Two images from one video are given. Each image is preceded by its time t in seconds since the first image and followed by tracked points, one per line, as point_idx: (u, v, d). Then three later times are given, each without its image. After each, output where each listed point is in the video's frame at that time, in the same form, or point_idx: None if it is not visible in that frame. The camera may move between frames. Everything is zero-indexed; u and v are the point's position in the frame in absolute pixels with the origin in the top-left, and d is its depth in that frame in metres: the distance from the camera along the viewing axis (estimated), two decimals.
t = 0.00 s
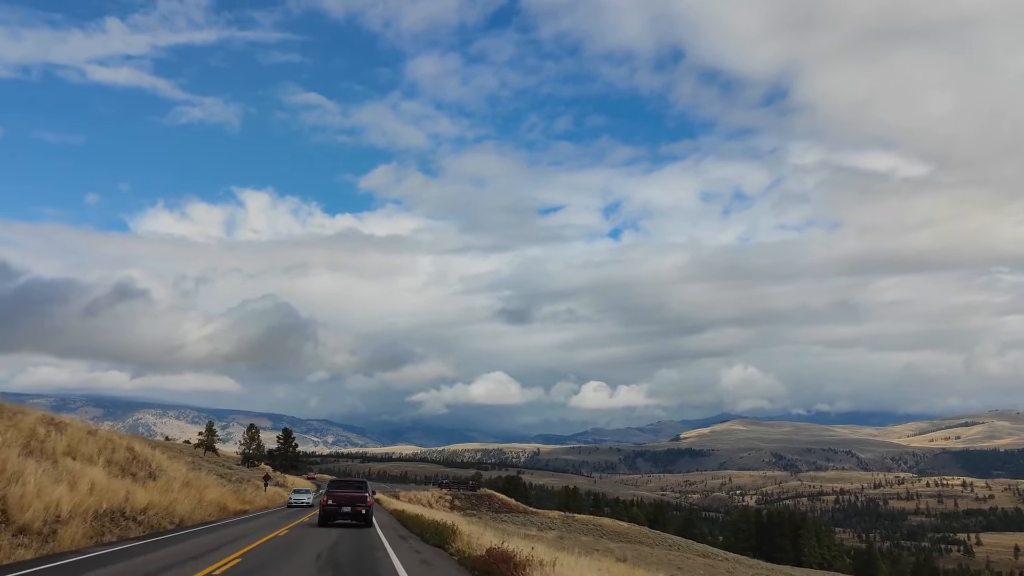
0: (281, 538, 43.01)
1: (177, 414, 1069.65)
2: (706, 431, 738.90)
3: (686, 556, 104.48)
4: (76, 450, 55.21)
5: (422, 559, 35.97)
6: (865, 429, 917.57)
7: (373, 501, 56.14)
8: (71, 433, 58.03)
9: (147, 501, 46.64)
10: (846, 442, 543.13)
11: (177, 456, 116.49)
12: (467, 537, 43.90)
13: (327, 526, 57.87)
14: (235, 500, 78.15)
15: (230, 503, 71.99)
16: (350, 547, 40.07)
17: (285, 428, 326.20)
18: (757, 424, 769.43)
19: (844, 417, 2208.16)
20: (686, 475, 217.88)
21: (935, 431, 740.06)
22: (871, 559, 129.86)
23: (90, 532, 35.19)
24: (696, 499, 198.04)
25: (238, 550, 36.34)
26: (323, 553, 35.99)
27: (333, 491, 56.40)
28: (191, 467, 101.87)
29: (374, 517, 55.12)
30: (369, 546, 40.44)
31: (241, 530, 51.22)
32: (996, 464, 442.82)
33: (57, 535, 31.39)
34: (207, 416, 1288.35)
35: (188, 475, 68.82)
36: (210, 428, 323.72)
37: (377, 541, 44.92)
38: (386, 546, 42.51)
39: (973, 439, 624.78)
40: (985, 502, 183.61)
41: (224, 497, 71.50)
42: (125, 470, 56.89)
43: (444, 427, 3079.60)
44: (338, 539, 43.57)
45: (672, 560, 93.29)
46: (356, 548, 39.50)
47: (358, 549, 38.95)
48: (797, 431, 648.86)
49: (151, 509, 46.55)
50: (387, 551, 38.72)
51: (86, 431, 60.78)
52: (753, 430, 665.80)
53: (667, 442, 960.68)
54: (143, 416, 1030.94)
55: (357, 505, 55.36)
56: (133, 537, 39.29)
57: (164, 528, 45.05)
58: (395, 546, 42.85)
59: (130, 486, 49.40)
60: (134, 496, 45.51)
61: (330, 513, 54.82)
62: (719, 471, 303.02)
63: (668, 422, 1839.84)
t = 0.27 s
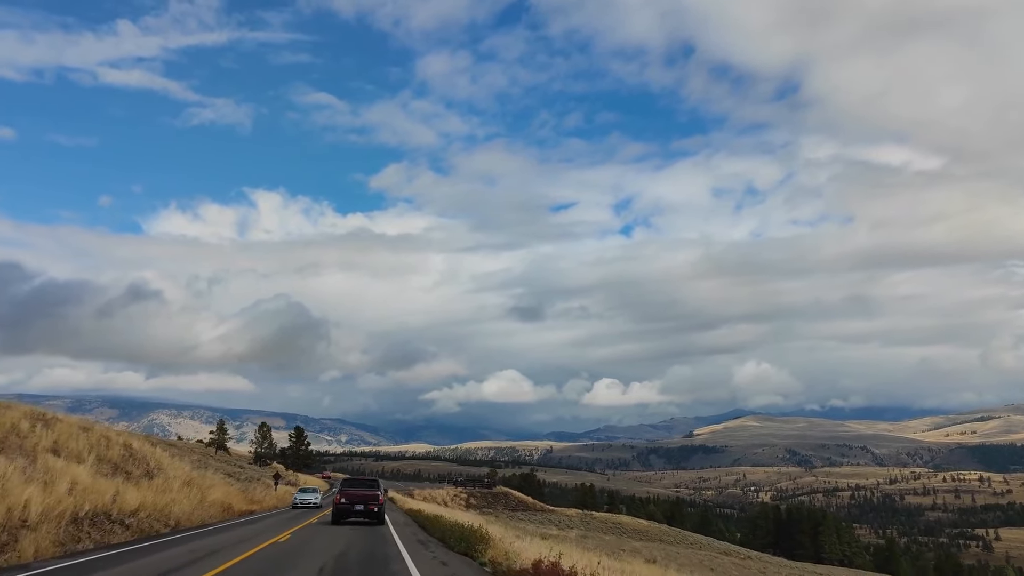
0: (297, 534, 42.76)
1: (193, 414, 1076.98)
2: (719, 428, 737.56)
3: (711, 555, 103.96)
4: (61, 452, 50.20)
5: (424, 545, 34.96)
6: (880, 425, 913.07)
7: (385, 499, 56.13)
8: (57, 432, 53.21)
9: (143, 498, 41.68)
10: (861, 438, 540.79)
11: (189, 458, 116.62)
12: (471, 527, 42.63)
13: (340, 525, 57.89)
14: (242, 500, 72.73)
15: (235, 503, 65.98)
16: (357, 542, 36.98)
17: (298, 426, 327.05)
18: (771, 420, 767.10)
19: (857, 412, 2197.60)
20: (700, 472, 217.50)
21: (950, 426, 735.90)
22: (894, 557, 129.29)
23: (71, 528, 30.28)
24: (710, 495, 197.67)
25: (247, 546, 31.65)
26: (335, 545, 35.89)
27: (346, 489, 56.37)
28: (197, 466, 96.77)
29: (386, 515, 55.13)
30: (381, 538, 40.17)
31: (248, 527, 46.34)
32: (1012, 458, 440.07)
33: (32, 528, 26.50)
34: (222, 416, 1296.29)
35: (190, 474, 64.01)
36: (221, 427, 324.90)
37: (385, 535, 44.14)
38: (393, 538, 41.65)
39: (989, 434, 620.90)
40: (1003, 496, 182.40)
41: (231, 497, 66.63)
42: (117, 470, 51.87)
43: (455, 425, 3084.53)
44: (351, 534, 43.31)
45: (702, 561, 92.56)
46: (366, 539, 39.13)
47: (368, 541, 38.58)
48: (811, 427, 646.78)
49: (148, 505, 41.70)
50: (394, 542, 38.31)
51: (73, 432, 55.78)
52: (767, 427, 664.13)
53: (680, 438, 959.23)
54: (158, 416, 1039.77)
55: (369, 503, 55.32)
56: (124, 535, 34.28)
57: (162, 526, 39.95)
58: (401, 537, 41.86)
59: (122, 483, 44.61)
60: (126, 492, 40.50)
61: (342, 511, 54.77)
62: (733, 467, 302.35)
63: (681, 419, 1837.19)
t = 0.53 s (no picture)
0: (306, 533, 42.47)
1: (205, 414, 1083.11)
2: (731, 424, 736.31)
3: (745, 556, 103.78)
4: (41, 451, 45.69)
5: (438, 551, 34.31)
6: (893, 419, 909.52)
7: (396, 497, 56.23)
8: (41, 429, 49.37)
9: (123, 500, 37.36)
10: (874, 433, 538.75)
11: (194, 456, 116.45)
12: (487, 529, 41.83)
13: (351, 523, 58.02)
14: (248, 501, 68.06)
15: (237, 504, 61.40)
16: (367, 546, 34.49)
17: (307, 424, 327.68)
18: (782, 416, 765.14)
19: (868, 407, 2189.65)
20: (712, 468, 217.29)
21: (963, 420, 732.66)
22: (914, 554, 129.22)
23: (31, 536, 26.35)
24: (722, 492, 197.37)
25: (234, 558, 27.55)
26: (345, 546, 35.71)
27: (356, 487, 56.44)
28: (197, 465, 92.27)
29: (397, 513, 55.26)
30: (390, 539, 39.85)
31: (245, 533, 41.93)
32: None
33: None
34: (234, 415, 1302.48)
35: (189, 474, 59.43)
36: (229, 425, 325.05)
37: (397, 535, 43.63)
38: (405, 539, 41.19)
39: (1003, 428, 617.37)
40: (1018, 491, 181.56)
41: (233, 498, 61.81)
42: (104, 470, 47.50)
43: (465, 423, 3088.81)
44: (361, 534, 43.03)
45: (735, 562, 91.95)
46: (376, 540, 38.84)
47: (379, 541, 38.24)
48: (823, 423, 644.92)
49: (130, 508, 37.35)
50: (404, 543, 38.00)
51: (59, 429, 51.49)
52: (778, 422, 662.72)
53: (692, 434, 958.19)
54: (170, 416, 1045.37)
55: (380, 501, 55.43)
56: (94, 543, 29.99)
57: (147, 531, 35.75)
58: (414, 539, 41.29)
59: (107, 483, 40.68)
60: (109, 493, 37.00)
61: (353, 509, 54.88)
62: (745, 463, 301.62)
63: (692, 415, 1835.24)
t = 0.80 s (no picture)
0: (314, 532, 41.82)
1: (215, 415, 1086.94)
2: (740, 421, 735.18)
3: (772, 557, 102.87)
4: (10, 449, 41.16)
5: (449, 545, 33.33)
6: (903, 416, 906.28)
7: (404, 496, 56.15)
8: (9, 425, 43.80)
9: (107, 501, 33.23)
10: (884, 430, 536.79)
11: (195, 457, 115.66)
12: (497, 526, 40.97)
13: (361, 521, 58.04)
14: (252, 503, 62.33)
15: (237, 505, 55.60)
16: (373, 546, 31.96)
17: (313, 423, 327.28)
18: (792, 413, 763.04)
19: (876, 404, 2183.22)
20: (721, 466, 216.87)
21: (974, 416, 729.78)
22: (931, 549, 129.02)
23: None
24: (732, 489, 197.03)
25: (227, 569, 23.82)
26: (355, 542, 35.08)
27: (365, 486, 56.35)
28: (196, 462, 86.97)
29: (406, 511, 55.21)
30: (397, 533, 39.16)
31: (242, 537, 37.82)
32: None
33: None
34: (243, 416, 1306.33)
35: (181, 473, 54.03)
36: (236, 425, 325.17)
37: (404, 530, 42.81)
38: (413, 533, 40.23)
39: (1014, 423, 614.39)
40: None
41: (233, 497, 57.30)
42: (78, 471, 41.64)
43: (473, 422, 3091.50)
44: (368, 531, 42.40)
45: (766, 565, 90.60)
46: (383, 536, 38.08)
47: (386, 537, 37.50)
48: (832, 419, 643.02)
49: (105, 512, 31.73)
50: (413, 538, 37.40)
51: (36, 424, 47.01)
52: (788, 419, 661.27)
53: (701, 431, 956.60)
54: (180, 416, 1050.23)
55: (388, 500, 55.36)
56: (67, 552, 25.85)
57: (130, 537, 31.57)
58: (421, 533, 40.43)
59: (82, 483, 34.99)
60: (81, 492, 31.53)
61: (362, 508, 54.82)
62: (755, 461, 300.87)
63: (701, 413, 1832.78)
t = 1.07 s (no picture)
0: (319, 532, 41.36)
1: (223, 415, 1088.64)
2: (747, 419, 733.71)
3: (795, 557, 102.54)
4: None
5: (462, 553, 32.85)
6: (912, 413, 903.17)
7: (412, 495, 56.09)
8: None
9: (89, 504, 31.87)
10: (892, 427, 535.08)
11: (194, 456, 115.14)
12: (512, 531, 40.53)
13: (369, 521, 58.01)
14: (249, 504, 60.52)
15: (230, 508, 53.38)
16: (385, 553, 31.36)
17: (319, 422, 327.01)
18: (799, 410, 761.71)
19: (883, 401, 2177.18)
20: (729, 464, 216.59)
21: (983, 413, 727.30)
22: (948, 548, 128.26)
23: None
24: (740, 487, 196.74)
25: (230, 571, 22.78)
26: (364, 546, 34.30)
27: (372, 485, 56.33)
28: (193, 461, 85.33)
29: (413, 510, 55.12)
30: (405, 539, 38.45)
31: (237, 537, 36.80)
32: None
33: None
34: (251, 416, 1308.43)
35: (167, 474, 51.82)
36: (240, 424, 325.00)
37: (415, 535, 42.24)
38: (423, 539, 39.58)
39: None
40: None
41: (225, 497, 56.06)
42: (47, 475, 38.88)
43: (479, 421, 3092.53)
44: (376, 533, 41.86)
45: (787, 565, 90.57)
46: (392, 541, 37.43)
47: (394, 543, 36.83)
48: (840, 417, 641.34)
49: (67, 517, 28.92)
50: (423, 544, 36.72)
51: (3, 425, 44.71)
52: (795, 417, 660.12)
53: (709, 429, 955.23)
54: (188, 416, 1052.31)
55: (395, 499, 55.28)
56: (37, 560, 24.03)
57: (99, 545, 28.66)
58: (432, 538, 39.82)
59: (47, 487, 32.12)
60: (40, 495, 28.77)
61: (369, 508, 54.77)
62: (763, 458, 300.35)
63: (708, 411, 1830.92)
